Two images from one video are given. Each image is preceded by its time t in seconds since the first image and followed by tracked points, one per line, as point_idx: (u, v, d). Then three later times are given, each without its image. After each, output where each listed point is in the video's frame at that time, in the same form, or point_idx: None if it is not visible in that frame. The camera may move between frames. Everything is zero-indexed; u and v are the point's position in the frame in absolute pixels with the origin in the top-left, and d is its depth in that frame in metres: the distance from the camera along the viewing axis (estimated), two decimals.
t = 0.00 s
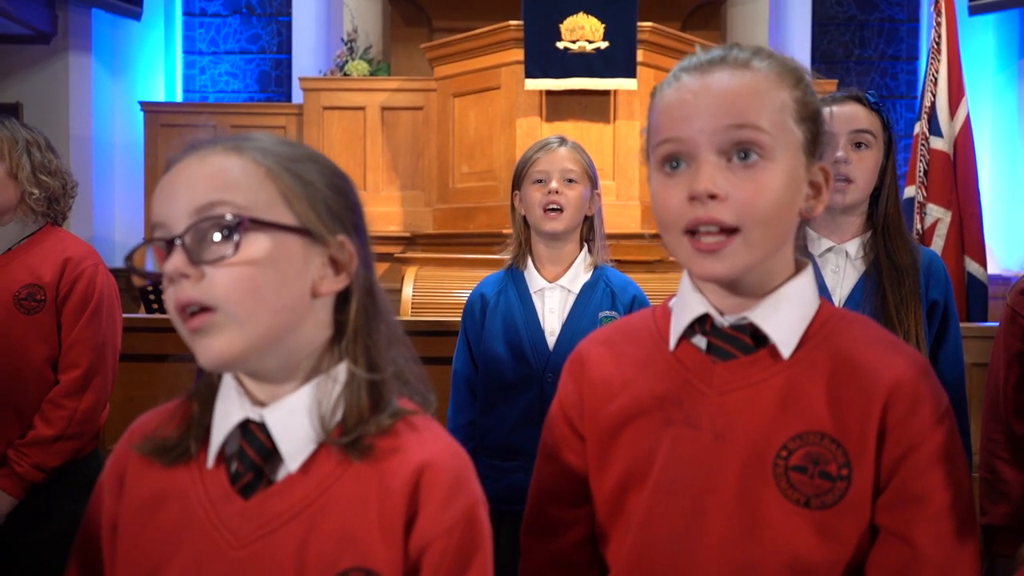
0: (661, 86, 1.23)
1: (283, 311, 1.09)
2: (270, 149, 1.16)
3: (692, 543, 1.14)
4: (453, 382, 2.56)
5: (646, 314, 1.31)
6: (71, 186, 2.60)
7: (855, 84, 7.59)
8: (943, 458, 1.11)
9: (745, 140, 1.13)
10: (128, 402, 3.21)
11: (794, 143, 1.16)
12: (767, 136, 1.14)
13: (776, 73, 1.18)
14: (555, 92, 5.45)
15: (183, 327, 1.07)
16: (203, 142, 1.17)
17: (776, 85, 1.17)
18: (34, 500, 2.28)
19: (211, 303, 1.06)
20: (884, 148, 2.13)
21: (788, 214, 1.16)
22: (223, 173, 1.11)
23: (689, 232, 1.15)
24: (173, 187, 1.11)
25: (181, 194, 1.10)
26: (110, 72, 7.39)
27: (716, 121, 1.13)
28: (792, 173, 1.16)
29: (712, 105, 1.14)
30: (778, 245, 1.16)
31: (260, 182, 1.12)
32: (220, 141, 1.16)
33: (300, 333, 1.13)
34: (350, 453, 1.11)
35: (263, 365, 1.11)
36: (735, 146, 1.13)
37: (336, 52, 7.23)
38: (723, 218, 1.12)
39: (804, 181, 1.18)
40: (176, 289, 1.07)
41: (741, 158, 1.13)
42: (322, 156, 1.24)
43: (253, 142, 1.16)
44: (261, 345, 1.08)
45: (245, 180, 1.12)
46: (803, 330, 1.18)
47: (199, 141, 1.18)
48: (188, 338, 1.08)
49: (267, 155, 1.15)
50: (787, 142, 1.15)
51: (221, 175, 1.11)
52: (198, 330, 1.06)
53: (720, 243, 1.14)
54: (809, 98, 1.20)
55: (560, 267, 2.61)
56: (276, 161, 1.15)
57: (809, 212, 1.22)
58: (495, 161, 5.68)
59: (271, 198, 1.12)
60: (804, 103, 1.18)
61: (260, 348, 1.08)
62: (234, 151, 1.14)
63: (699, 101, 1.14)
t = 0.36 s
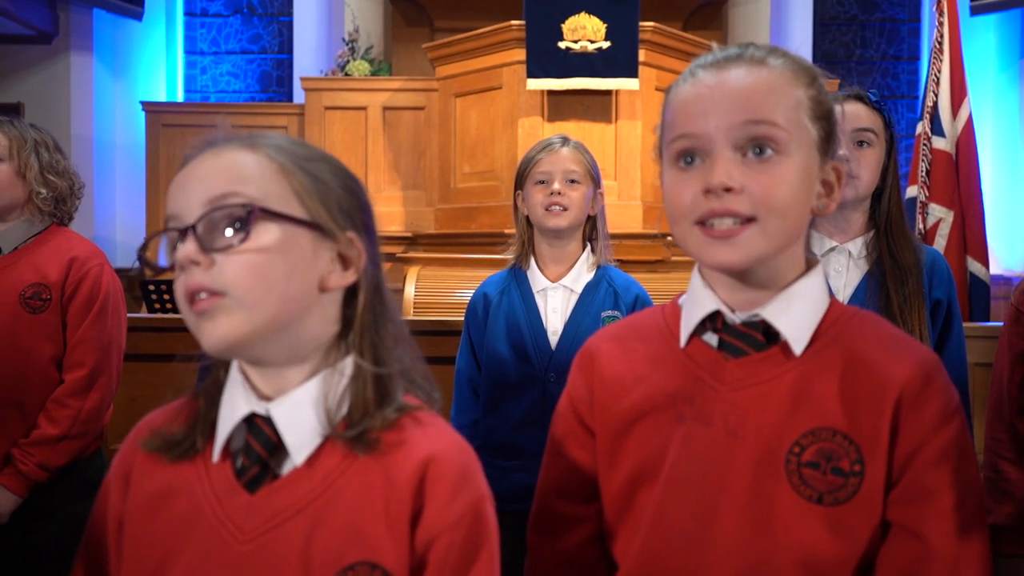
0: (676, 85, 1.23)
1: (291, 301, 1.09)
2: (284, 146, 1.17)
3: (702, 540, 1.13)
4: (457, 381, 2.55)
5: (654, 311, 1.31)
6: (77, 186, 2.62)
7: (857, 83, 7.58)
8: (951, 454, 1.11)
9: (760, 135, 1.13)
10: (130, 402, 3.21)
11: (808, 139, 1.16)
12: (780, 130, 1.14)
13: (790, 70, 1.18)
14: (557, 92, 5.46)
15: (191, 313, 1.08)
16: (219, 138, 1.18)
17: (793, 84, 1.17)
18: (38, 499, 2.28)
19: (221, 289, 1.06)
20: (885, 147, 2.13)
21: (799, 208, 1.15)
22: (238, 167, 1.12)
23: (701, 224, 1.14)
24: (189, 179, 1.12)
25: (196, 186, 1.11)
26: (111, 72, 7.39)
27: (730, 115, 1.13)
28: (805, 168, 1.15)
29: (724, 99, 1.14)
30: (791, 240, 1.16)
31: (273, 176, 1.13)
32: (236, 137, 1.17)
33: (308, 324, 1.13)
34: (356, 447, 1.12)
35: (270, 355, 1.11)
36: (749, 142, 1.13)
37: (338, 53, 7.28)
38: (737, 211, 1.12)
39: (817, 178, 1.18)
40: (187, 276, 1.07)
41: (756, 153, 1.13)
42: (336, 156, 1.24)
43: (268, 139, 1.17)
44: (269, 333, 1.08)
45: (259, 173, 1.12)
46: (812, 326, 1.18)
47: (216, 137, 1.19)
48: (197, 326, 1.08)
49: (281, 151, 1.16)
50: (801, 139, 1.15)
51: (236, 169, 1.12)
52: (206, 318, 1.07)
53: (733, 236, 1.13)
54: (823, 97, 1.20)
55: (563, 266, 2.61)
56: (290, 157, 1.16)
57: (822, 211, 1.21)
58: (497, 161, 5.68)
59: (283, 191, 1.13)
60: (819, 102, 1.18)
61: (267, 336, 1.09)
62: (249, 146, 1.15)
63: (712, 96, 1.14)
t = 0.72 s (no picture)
0: (673, 90, 1.24)
1: (295, 310, 1.11)
2: (282, 151, 1.17)
3: (700, 538, 1.15)
4: (457, 382, 2.57)
5: (656, 312, 1.33)
6: (79, 188, 2.63)
7: (856, 84, 7.60)
8: (947, 455, 1.13)
9: (760, 145, 1.14)
10: (131, 402, 3.23)
11: (806, 146, 1.17)
12: (779, 140, 1.14)
13: (786, 76, 1.18)
14: (557, 92, 5.47)
15: (197, 325, 1.09)
16: (215, 144, 1.19)
17: (791, 91, 1.17)
18: (43, 499, 2.30)
19: (226, 302, 1.08)
20: (884, 148, 2.14)
21: (799, 215, 1.16)
22: (237, 176, 1.13)
23: (702, 235, 1.16)
24: (188, 190, 1.13)
25: (197, 197, 1.12)
26: (111, 72, 7.41)
27: (728, 126, 1.14)
28: (805, 175, 1.16)
29: (722, 109, 1.15)
30: (790, 248, 1.17)
31: (272, 183, 1.14)
32: (233, 142, 1.18)
33: (312, 331, 1.14)
34: (360, 449, 1.13)
35: (275, 362, 1.13)
36: (751, 152, 1.14)
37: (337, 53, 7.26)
38: (738, 223, 1.13)
39: (817, 183, 1.19)
40: (190, 289, 1.09)
41: (757, 163, 1.14)
42: (334, 157, 1.25)
43: (265, 144, 1.17)
44: (274, 343, 1.10)
45: (258, 182, 1.13)
46: (812, 329, 1.19)
47: (214, 143, 1.20)
48: (203, 337, 1.10)
49: (279, 157, 1.16)
50: (800, 147, 1.16)
51: (235, 178, 1.13)
52: (212, 330, 1.08)
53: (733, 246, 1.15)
54: (820, 100, 1.20)
55: (564, 267, 2.63)
56: (288, 163, 1.16)
57: (822, 215, 1.23)
58: (497, 161, 5.70)
59: (283, 199, 1.14)
60: (818, 108, 1.19)
61: (273, 347, 1.10)
62: (247, 153, 1.15)
63: (710, 106, 1.15)
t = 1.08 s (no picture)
0: (661, 90, 1.26)
1: (287, 305, 1.13)
2: (280, 150, 1.20)
3: (683, 531, 1.17)
4: (452, 382, 2.59)
5: (641, 310, 1.35)
6: (76, 188, 2.65)
7: (853, 84, 7.63)
8: (924, 450, 1.15)
9: (742, 142, 1.16)
10: (130, 401, 3.25)
11: (789, 146, 1.19)
12: (762, 138, 1.17)
13: (770, 76, 1.21)
14: (553, 93, 5.49)
15: (190, 316, 1.11)
16: (216, 141, 1.21)
17: (776, 92, 1.20)
18: (42, 497, 2.32)
19: (220, 294, 1.10)
20: (875, 148, 2.17)
21: (780, 213, 1.18)
22: (235, 172, 1.15)
23: (685, 230, 1.18)
24: (188, 184, 1.15)
25: (195, 191, 1.14)
26: (110, 72, 7.44)
27: (714, 123, 1.16)
28: (786, 175, 1.19)
29: (709, 107, 1.17)
30: (772, 246, 1.19)
31: (270, 180, 1.16)
32: (234, 140, 1.20)
33: (303, 326, 1.16)
34: (349, 445, 1.15)
35: (266, 355, 1.15)
36: (733, 149, 1.16)
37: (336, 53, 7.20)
38: (720, 218, 1.15)
39: (798, 183, 1.21)
40: (185, 280, 1.11)
41: (739, 160, 1.16)
42: (331, 158, 1.28)
43: (264, 143, 1.20)
44: (265, 334, 1.12)
45: (256, 179, 1.16)
46: (792, 326, 1.22)
47: (214, 140, 1.22)
48: (195, 328, 1.12)
49: (278, 155, 1.19)
50: (782, 146, 1.18)
51: (233, 174, 1.15)
52: (205, 321, 1.10)
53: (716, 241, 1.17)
54: (804, 102, 1.23)
55: (558, 267, 2.65)
56: (286, 162, 1.19)
57: (804, 214, 1.25)
58: (494, 161, 5.72)
59: (280, 197, 1.16)
60: (800, 109, 1.21)
61: (264, 339, 1.12)
62: (247, 150, 1.18)
63: (696, 103, 1.17)
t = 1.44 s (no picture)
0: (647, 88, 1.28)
1: (277, 297, 1.14)
2: (280, 148, 1.21)
3: (662, 520, 1.19)
4: (445, 379, 2.60)
5: (626, 305, 1.37)
6: (71, 187, 2.66)
7: (850, 84, 7.64)
8: (901, 442, 1.17)
9: (722, 134, 1.18)
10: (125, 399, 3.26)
11: (771, 143, 1.21)
12: (744, 133, 1.18)
13: (758, 77, 1.23)
14: (549, 93, 5.51)
15: (181, 301, 1.13)
16: (220, 138, 1.23)
17: (759, 89, 1.22)
18: (35, 494, 2.33)
19: (210, 280, 1.11)
20: (862, 147, 2.18)
21: (759, 207, 1.20)
22: (236, 165, 1.17)
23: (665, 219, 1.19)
24: (189, 175, 1.17)
25: (195, 181, 1.16)
26: (108, 72, 7.45)
27: (699, 115, 1.18)
28: (767, 171, 1.20)
29: (696, 100, 1.18)
30: (752, 240, 1.21)
31: (269, 175, 1.18)
32: (237, 137, 1.22)
33: (292, 318, 1.18)
34: (333, 434, 1.16)
35: (252, 343, 1.16)
36: (713, 140, 1.18)
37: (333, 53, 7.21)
38: (698, 207, 1.16)
39: (778, 181, 1.23)
40: (179, 266, 1.12)
41: (718, 152, 1.18)
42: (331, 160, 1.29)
43: (266, 141, 1.22)
44: (253, 322, 1.13)
45: (255, 173, 1.17)
46: (772, 320, 1.23)
47: (218, 137, 1.24)
48: (184, 313, 1.13)
49: (279, 153, 1.21)
50: (762, 141, 1.19)
51: (233, 167, 1.17)
52: (194, 305, 1.12)
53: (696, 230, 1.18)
54: (786, 104, 1.25)
55: (550, 266, 2.66)
56: (286, 159, 1.20)
57: (783, 212, 1.26)
58: (491, 160, 5.74)
59: (278, 191, 1.18)
60: (781, 108, 1.23)
61: (251, 328, 1.13)
62: (249, 147, 1.19)
63: (684, 96, 1.19)
